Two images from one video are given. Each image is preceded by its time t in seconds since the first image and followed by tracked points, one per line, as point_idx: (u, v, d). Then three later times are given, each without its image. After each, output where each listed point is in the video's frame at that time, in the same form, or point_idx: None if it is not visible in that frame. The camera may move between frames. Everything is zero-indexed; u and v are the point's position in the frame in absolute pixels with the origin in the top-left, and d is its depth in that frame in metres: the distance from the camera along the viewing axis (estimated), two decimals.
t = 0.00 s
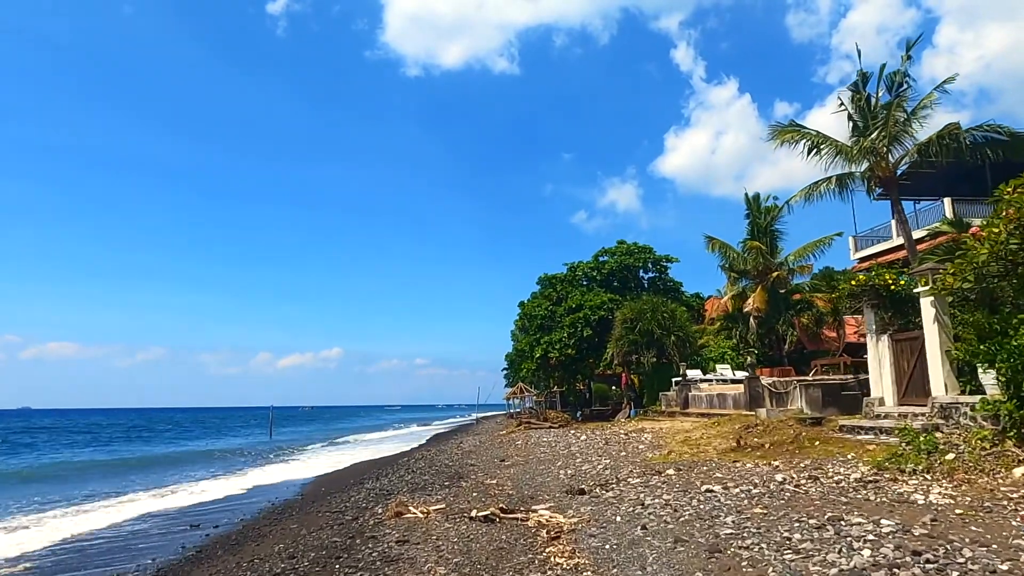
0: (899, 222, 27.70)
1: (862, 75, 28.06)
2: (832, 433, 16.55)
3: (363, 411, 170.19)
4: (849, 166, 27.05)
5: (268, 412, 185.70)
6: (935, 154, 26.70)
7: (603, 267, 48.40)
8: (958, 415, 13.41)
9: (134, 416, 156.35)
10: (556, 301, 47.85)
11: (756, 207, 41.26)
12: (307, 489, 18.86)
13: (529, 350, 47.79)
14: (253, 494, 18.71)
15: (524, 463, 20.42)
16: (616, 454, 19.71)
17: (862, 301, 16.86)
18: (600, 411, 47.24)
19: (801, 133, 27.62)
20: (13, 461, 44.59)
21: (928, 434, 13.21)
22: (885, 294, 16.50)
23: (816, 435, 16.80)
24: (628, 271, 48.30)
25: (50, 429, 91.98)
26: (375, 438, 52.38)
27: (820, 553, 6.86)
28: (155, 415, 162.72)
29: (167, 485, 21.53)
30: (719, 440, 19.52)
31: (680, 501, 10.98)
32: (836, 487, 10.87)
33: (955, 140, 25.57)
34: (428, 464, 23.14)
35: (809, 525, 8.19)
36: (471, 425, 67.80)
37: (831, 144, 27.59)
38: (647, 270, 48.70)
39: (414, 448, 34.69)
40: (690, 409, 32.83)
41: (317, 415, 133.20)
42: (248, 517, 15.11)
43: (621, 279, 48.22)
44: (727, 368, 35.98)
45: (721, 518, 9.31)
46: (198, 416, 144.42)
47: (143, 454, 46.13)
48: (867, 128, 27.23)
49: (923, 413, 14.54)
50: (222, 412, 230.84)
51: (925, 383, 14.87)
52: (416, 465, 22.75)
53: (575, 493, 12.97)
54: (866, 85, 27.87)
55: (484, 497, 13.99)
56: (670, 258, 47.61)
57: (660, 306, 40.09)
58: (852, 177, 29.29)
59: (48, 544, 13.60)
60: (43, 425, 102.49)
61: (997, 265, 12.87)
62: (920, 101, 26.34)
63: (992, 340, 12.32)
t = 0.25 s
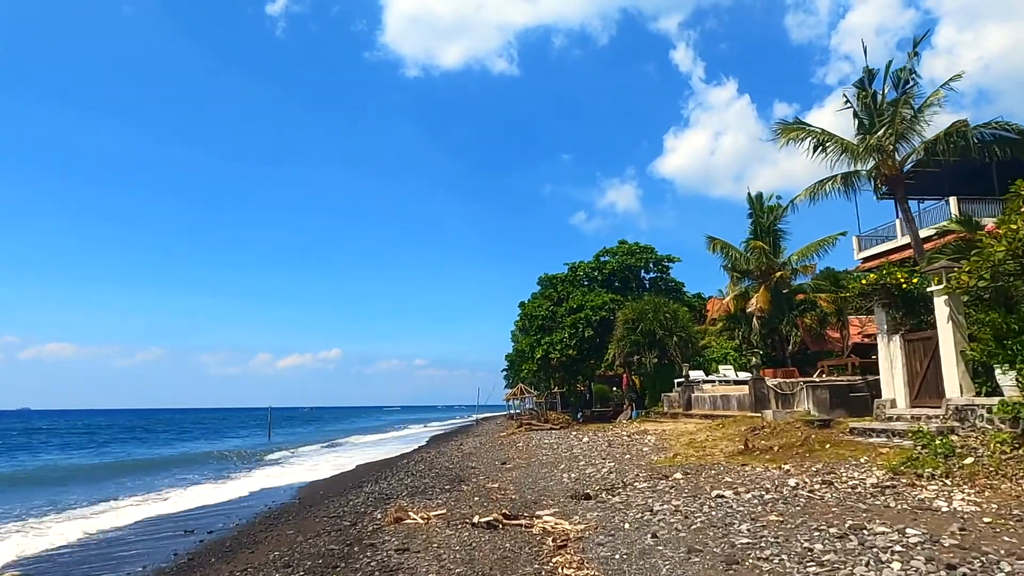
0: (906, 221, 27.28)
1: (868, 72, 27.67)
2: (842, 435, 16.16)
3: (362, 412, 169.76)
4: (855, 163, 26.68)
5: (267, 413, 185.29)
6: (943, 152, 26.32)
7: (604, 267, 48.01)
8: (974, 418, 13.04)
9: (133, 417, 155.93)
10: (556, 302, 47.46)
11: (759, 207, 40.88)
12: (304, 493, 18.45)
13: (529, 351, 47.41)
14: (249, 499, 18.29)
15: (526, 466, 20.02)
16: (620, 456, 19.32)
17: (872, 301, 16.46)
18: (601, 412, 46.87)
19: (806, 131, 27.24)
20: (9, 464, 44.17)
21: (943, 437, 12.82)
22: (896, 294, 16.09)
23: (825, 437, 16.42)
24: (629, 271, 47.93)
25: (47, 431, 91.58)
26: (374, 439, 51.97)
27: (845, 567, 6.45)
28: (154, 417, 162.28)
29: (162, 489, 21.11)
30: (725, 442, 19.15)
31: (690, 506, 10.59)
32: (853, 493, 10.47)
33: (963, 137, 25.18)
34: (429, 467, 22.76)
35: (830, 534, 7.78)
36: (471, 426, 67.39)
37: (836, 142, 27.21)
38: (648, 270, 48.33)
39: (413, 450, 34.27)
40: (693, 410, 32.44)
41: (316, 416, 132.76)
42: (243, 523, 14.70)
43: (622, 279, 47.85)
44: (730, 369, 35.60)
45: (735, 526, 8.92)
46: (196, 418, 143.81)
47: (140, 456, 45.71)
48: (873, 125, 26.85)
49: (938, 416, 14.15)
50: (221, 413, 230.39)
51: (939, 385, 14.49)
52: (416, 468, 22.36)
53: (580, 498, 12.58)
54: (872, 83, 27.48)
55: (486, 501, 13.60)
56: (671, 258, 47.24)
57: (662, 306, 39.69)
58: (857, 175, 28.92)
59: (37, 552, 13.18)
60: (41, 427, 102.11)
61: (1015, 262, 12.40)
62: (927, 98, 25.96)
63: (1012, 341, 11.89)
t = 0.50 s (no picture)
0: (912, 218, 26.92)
1: (874, 67, 27.33)
2: (851, 434, 15.80)
3: (361, 412, 169.39)
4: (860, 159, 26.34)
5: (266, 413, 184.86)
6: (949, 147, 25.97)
7: (605, 265, 47.65)
8: (989, 416, 12.66)
9: (132, 417, 155.49)
10: (557, 301, 47.10)
11: (762, 204, 40.51)
12: (302, 493, 18.10)
13: (530, 350, 47.04)
14: (245, 499, 17.93)
15: (527, 466, 19.65)
16: (624, 456, 18.94)
17: (882, 297, 16.10)
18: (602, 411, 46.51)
19: (811, 127, 26.88)
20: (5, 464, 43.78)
21: (959, 436, 12.45)
22: (906, 290, 15.73)
23: (834, 436, 16.05)
24: (630, 270, 47.56)
25: (45, 431, 91.12)
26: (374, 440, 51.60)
27: (870, 572, 6.08)
28: (153, 416, 161.83)
29: (157, 490, 20.73)
30: (731, 442, 18.78)
31: (698, 507, 10.24)
32: (868, 493, 10.10)
33: (971, 132, 24.83)
34: (428, 467, 22.39)
35: (849, 537, 7.41)
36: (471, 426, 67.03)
37: (841, 137, 26.85)
38: (649, 268, 47.97)
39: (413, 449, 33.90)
40: (696, 410, 32.08)
41: (316, 417, 132.39)
42: (238, 524, 14.34)
43: (623, 278, 47.48)
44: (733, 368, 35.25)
45: (747, 529, 8.56)
46: (195, 418, 143.42)
47: (137, 456, 45.30)
48: (879, 120, 26.50)
49: (951, 414, 13.78)
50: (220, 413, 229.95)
51: (952, 383, 14.12)
52: (415, 468, 21.99)
53: (584, 499, 12.22)
54: (878, 77, 27.11)
55: (488, 502, 13.23)
56: (673, 256, 46.85)
57: (664, 304, 39.31)
58: (862, 171, 28.57)
59: (26, 554, 12.82)
60: (39, 427, 101.65)
61: None
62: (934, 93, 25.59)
63: None
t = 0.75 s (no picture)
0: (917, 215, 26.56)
1: (878, 62, 26.95)
2: (859, 434, 15.42)
3: (359, 412, 168.92)
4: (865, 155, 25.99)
5: (264, 413, 184.36)
6: (955, 143, 25.61)
7: (605, 264, 47.26)
8: (1003, 415, 12.29)
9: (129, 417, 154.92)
10: (557, 299, 46.71)
11: (763, 202, 40.14)
12: (297, 494, 17.71)
13: (529, 349, 46.66)
14: (238, 501, 17.52)
15: (527, 467, 19.25)
16: (626, 457, 18.54)
17: (890, 293, 15.73)
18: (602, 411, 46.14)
19: (815, 122, 26.51)
20: None
21: (972, 436, 12.08)
22: (915, 286, 15.36)
23: (842, 436, 15.67)
24: (630, 268, 47.18)
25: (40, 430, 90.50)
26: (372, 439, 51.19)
27: None
28: (150, 416, 161.25)
29: (149, 492, 20.31)
30: (735, 442, 18.40)
31: (705, 510, 9.87)
32: (881, 496, 9.73)
33: (977, 127, 24.46)
34: (426, 467, 21.99)
35: (868, 543, 7.03)
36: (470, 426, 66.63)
37: (845, 133, 26.49)
38: (650, 267, 47.60)
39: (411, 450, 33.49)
40: (697, 409, 31.71)
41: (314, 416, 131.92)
42: (230, 526, 13.93)
43: (623, 276, 47.10)
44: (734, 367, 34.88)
45: (759, 533, 8.16)
46: (192, 417, 142.84)
47: (132, 456, 44.84)
48: (884, 116, 26.13)
49: (962, 413, 13.41)
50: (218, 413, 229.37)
51: (963, 381, 13.74)
52: (413, 469, 21.60)
53: (586, 501, 11.83)
54: (882, 72, 26.74)
55: (487, 504, 12.85)
56: (674, 255, 46.48)
57: (665, 303, 38.92)
58: (867, 167, 28.21)
59: (10, 558, 12.42)
60: (35, 426, 101.05)
61: None
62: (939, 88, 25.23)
63: None
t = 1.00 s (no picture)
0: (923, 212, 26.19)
1: (884, 57, 26.58)
2: (868, 435, 15.06)
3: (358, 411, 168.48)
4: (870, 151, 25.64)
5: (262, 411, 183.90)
6: (962, 139, 25.25)
7: (605, 262, 46.88)
8: (1019, 416, 11.93)
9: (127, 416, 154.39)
10: (557, 297, 46.34)
11: (766, 199, 39.78)
12: (293, 496, 17.33)
13: (528, 348, 46.28)
14: (233, 503, 17.13)
15: (528, 468, 18.88)
16: (629, 458, 18.17)
17: (901, 291, 15.39)
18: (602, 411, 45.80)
19: (820, 118, 26.15)
20: None
21: (988, 437, 11.72)
22: (926, 283, 15.01)
23: (851, 437, 15.31)
24: (631, 267, 46.81)
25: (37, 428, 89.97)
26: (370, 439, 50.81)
27: None
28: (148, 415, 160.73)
29: (143, 494, 19.91)
30: (740, 442, 18.05)
31: (715, 515, 9.50)
32: (898, 500, 9.37)
33: (984, 123, 24.10)
34: (425, 468, 21.62)
35: (891, 552, 6.67)
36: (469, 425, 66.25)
37: (851, 129, 26.13)
38: (650, 265, 47.24)
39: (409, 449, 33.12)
40: (699, 409, 31.35)
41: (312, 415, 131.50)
42: (223, 530, 13.54)
43: (623, 274, 46.73)
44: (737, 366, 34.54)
45: (774, 541, 7.79)
46: (190, 416, 142.31)
47: (128, 456, 44.42)
48: (889, 112, 25.76)
49: (977, 414, 13.05)
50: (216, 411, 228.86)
51: (977, 381, 13.38)
52: (412, 470, 21.22)
53: (590, 505, 11.46)
54: (888, 68, 26.38)
55: (487, 507, 12.48)
56: (675, 253, 46.12)
57: (666, 301, 38.56)
58: (872, 164, 27.85)
59: None
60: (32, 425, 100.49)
61: None
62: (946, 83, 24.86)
63: None
